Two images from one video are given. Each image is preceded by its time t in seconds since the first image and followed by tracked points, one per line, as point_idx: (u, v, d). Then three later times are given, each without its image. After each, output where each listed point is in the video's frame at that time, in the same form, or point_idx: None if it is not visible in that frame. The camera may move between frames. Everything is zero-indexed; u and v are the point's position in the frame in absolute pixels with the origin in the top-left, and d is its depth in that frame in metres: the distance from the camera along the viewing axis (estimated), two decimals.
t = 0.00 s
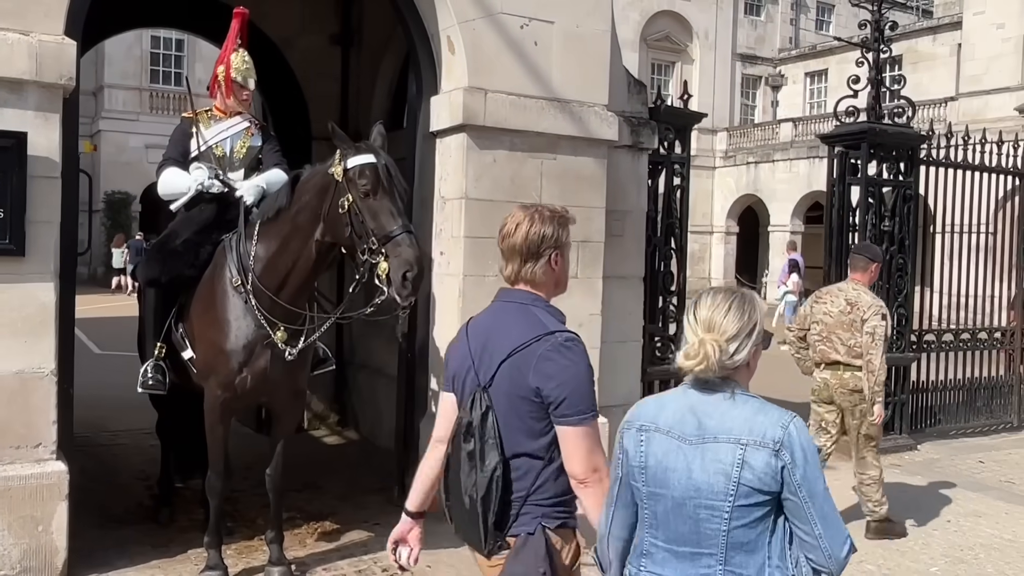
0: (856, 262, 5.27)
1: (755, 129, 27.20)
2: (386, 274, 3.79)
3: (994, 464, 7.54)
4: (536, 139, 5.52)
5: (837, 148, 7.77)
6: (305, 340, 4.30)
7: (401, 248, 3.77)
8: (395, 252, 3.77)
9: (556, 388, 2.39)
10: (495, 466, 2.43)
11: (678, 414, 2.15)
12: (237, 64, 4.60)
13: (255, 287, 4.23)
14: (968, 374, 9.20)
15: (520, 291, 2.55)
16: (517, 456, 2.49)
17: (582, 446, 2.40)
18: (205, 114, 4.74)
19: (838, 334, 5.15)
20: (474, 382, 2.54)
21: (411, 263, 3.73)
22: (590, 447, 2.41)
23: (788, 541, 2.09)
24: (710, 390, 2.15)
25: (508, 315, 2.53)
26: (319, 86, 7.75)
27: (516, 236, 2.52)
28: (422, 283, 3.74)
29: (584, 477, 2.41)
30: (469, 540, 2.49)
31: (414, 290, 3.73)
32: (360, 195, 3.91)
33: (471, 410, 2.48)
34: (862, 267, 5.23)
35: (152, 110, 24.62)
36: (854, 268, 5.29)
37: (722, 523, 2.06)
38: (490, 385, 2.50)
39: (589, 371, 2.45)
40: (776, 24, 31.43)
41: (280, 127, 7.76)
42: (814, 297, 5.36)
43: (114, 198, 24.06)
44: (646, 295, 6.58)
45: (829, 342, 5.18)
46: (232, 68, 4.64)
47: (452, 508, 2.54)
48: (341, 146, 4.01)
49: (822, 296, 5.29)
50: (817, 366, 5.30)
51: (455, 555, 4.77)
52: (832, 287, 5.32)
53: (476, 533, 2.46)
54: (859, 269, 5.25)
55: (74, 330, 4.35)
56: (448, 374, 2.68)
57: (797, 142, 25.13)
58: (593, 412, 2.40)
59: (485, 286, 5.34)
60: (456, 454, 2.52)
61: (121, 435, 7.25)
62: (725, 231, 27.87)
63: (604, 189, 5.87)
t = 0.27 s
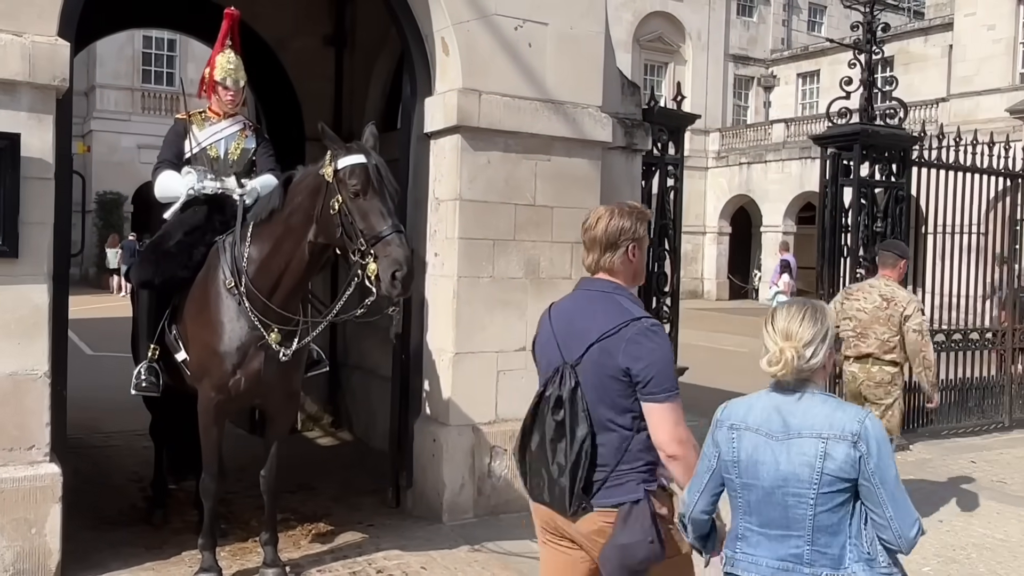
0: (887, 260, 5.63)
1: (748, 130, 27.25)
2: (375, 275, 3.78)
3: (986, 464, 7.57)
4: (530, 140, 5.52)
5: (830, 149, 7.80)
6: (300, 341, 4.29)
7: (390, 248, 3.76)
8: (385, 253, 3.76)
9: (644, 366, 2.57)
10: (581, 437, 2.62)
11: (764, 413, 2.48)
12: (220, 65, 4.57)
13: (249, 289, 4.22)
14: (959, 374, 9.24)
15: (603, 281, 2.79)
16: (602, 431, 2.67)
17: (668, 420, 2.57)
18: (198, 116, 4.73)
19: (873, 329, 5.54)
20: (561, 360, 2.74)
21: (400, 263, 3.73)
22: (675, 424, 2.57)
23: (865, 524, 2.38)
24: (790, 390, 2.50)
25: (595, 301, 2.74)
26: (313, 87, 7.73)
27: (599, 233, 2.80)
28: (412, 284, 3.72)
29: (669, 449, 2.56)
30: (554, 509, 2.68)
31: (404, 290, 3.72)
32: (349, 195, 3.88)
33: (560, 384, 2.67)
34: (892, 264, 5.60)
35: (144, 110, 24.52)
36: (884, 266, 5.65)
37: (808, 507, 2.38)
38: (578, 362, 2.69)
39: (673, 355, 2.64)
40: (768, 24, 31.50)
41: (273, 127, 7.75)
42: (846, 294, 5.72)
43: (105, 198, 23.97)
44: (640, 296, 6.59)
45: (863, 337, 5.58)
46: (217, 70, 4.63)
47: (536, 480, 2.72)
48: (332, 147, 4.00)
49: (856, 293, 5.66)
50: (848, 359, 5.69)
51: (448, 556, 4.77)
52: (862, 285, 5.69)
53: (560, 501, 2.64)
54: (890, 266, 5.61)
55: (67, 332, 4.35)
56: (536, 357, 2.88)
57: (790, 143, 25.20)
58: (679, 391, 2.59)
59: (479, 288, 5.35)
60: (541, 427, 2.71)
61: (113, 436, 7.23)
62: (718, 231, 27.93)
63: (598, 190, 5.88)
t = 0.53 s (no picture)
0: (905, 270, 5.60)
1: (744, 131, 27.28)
2: (372, 275, 3.76)
3: (982, 464, 7.58)
4: (528, 141, 5.53)
5: (826, 150, 7.81)
6: (298, 342, 4.28)
7: (387, 248, 3.73)
8: (381, 253, 3.74)
9: (740, 384, 2.71)
10: (675, 447, 2.77)
11: (832, 398, 2.74)
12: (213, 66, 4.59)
13: (247, 289, 4.22)
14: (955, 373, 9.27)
15: (695, 298, 2.93)
16: (697, 441, 2.82)
17: (763, 432, 2.72)
18: (196, 117, 4.75)
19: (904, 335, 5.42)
20: (654, 374, 2.87)
21: (396, 263, 3.70)
22: (767, 432, 2.73)
23: (923, 503, 2.59)
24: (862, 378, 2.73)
25: (689, 319, 2.87)
26: (311, 88, 7.72)
27: (694, 253, 2.93)
28: (408, 283, 3.70)
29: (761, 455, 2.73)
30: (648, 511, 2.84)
31: (399, 290, 3.68)
32: (346, 195, 3.87)
33: (655, 397, 2.80)
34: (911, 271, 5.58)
35: (140, 110, 24.43)
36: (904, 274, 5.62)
37: (868, 483, 2.61)
38: (673, 377, 2.82)
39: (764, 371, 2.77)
40: (764, 25, 31.53)
41: (270, 128, 7.74)
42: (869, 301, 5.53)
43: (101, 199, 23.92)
44: (637, 296, 6.60)
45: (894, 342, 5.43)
46: (209, 71, 4.64)
47: (632, 485, 2.90)
48: (328, 148, 3.99)
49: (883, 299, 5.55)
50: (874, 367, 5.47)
51: (447, 557, 4.77)
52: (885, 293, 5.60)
53: (656, 506, 2.81)
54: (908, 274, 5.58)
55: (65, 333, 4.34)
56: (627, 369, 3.02)
57: (786, 143, 25.23)
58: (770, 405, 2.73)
59: (477, 288, 5.35)
60: (638, 437, 2.86)
61: (110, 437, 7.22)
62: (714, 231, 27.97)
63: (595, 191, 5.88)
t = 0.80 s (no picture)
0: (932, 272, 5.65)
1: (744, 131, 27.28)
2: (372, 276, 3.75)
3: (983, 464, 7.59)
4: (528, 142, 5.53)
5: (827, 150, 7.81)
6: (298, 343, 4.28)
7: (386, 249, 3.72)
8: (381, 254, 3.73)
9: (817, 364, 3.03)
10: (758, 423, 3.06)
11: (914, 396, 2.75)
12: (213, 68, 4.59)
13: (247, 289, 4.22)
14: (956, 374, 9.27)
15: (768, 287, 3.24)
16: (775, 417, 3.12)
17: (831, 407, 3.04)
18: (195, 119, 4.76)
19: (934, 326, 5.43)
20: (734, 356, 3.16)
21: (396, 264, 3.69)
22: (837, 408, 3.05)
23: (997, 499, 2.62)
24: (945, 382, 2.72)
25: (765, 305, 3.18)
26: (311, 89, 7.72)
27: (768, 245, 3.24)
28: (408, 284, 3.69)
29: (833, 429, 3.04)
30: (733, 483, 3.14)
31: (398, 291, 3.67)
32: (345, 196, 3.87)
33: (738, 377, 3.09)
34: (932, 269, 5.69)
35: (140, 112, 24.43)
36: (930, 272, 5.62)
37: (947, 479, 2.64)
38: (753, 358, 3.12)
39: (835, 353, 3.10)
40: (764, 26, 31.53)
41: (271, 130, 7.74)
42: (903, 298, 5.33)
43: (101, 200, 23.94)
44: (637, 297, 6.60)
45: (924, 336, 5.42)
46: (209, 73, 4.65)
47: (715, 460, 3.19)
48: (328, 149, 3.99)
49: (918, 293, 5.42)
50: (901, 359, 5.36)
51: (448, 557, 4.77)
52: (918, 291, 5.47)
53: (740, 478, 3.10)
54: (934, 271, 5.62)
55: (66, 334, 4.35)
56: (700, 351, 3.30)
57: (786, 144, 25.23)
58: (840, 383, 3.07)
59: (477, 289, 5.35)
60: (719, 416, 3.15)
61: (110, 438, 7.22)
62: (714, 232, 27.97)
63: (596, 192, 5.88)
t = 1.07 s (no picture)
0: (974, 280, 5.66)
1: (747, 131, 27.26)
2: (373, 276, 3.75)
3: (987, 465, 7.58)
4: (531, 142, 5.54)
5: (830, 150, 7.80)
6: (301, 343, 4.29)
7: (388, 250, 3.73)
8: (382, 254, 3.73)
9: (866, 369, 3.17)
10: (814, 428, 3.17)
11: (969, 388, 3.00)
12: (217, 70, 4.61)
13: (250, 290, 4.23)
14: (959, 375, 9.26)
15: (819, 303, 3.37)
16: (828, 423, 3.22)
17: (881, 409, 3.17)
18: (198, 120, 4.78)
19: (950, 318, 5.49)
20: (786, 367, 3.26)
21: (397, 265, 3.69)
22: (886, 409, 3.18)
23: None
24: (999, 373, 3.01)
25: (813, 318, 3.31)
26: (315, 91, 7.73)
27: (822, 263, 3.35)
28: (409, 285, 3.69)
29: (883, 429, 3.17)
30: (792, 487, 3.24)
31: (400, 292, 3.67)
32: (347, 197, 3.88)
33: (794, 387, 3.20)
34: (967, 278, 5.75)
35: (143, 113, 24.46)
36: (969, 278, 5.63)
37: (1008, 462, 2.88)
38: (804, 368, 3.23)
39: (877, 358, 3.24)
40: (767, 26, 31.52)
41: (274, 131, 7.75)
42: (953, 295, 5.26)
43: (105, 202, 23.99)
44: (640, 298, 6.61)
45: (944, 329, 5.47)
46: (212, 75, 4.66)
47: (774, 466, 3.29)
48: (330, 150, 4.00)
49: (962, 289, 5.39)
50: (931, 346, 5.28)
51: (451, 557, 4.78)
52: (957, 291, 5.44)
53: (801, 481, 3.20)
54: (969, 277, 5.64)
55: (70, 334, 4.36)
56: (749, 362, 3.39)
57: (789, 144, 25.22)
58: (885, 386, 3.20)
59: (481, 289, 5.36)
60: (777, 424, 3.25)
61: (115, 439, 7.24)
62: (717, 232, 27.96)
63: (599, 192, 5.89)
